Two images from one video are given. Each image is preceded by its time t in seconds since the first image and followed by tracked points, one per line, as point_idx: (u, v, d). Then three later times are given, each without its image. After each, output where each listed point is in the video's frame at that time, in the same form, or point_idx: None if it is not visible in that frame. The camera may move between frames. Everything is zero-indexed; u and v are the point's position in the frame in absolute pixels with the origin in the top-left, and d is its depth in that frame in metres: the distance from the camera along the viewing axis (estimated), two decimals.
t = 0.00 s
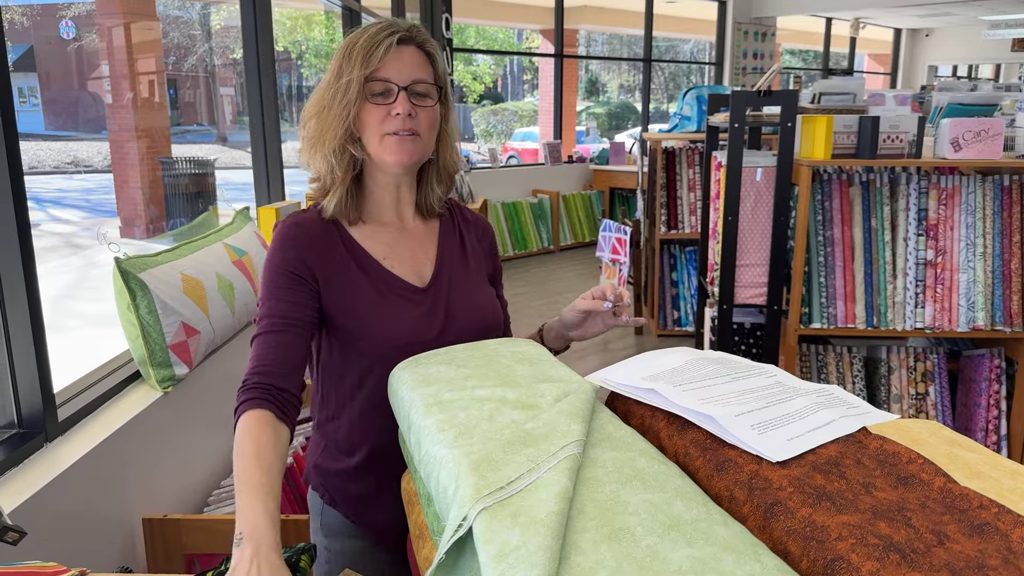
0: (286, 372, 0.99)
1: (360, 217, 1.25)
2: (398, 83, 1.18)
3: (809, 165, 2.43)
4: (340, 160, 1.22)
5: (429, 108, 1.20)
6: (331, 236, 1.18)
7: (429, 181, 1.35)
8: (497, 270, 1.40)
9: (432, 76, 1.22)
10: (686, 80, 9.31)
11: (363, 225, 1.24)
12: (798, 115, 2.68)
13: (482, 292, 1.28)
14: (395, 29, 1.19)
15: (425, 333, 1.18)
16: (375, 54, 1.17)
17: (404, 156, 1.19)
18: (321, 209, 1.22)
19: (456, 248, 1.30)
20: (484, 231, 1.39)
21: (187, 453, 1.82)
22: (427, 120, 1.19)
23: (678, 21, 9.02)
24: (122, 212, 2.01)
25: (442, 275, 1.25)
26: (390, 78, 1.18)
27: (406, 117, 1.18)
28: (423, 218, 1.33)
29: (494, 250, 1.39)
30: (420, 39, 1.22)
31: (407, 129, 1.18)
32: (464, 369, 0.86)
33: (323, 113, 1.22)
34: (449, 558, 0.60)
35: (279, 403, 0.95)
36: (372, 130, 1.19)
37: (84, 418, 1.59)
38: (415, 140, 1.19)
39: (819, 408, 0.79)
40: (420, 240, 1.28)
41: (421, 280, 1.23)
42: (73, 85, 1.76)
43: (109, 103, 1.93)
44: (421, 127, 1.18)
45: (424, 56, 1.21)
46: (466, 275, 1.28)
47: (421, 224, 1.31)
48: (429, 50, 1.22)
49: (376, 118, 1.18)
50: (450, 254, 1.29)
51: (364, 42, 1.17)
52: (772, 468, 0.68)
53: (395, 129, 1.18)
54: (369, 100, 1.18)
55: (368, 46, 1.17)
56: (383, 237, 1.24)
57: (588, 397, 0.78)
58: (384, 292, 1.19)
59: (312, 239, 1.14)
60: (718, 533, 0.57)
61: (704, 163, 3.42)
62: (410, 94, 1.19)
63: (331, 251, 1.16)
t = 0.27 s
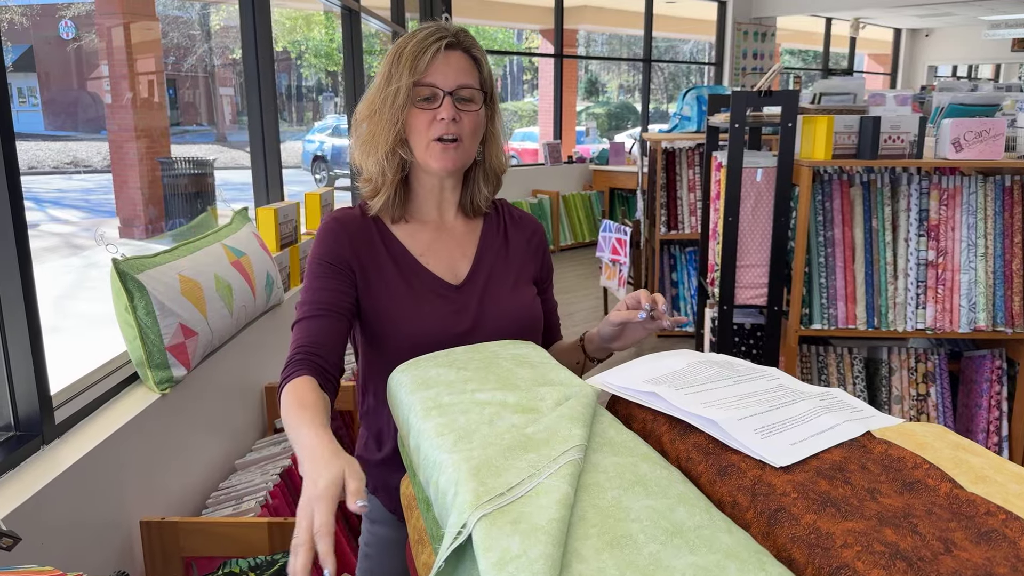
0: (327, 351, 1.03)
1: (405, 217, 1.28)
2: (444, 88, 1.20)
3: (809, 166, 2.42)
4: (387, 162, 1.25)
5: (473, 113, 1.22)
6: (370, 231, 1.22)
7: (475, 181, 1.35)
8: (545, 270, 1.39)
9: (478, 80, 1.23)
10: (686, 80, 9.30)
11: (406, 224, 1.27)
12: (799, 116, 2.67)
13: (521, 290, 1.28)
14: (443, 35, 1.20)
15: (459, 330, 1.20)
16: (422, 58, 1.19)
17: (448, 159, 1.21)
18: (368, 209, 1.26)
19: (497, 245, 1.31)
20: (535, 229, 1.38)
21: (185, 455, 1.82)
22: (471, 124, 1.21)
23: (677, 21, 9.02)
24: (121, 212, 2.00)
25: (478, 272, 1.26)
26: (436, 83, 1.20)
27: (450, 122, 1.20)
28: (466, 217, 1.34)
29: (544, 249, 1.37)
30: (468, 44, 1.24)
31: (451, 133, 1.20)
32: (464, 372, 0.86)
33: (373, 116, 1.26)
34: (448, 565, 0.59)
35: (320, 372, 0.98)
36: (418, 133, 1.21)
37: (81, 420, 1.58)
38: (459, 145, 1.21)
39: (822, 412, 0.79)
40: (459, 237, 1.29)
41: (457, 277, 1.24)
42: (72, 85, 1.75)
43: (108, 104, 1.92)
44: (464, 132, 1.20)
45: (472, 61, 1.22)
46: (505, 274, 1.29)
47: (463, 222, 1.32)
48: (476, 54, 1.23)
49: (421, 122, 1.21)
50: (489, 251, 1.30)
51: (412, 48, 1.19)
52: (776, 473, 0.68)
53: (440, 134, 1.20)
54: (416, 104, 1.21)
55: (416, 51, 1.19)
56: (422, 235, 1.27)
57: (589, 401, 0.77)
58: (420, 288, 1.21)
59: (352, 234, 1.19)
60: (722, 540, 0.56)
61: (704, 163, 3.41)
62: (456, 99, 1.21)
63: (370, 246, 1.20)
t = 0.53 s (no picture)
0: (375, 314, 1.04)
1: (433, 210, 1.29)
2: (471, 82, 1.21)
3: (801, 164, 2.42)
4: (416, 156, 1.27)
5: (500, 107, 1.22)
6: (399, 221, 1.22)
7: (502, 179, 1.38)
8: (570, 268, 1.39)
9: (505, 75, 1.23)
10: (675, 80, 9.31)
11: (433, 219, 1.28)
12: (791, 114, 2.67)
13: (545, 289, 1.29)
14: (472, 30, 1.21)
15: (485, 326, 1.20)
16: (449, 53, 1.20)
17: (473, 153, 1.22)
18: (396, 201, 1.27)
19: (522, 242, 1.32)
20: (560, 227, 1.38)
21: (174, 456, 1.79)
22: (497, 119, 1.21)
23: (666, 21, 9.03)
24: (109, 212, 1.97)
25: (504, 269, 1.26)
26: (463, 77, 1.20)
27: (476, 116, 1.20)
28: (493, 213, 1.36)
29: (570, 248, 1.37)
30: (495, 39, 1.24)
31: (476, 127, 1.20)
32: (462, 370, 0.84)
33: (402, 110, 1.27)
34: (450, 568, 0.57)
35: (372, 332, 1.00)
36: (443, 127, 1.22)
37: (68, 421, 1.55)
38: (485, 139, 1.22)
39: (828, 408, 0.77)
40: (484, 236, 1.30)
41: (483, 274, 1.25)
42: (58, 83, 1.72)
43: (96, 103, 1.89)
44: (490, 126, 1.21)
45: (499, 56, 1.23)
46: (530, 272, 1.29)
47: (489, 220, 1.33)
48: (504, 50, 1.24)
49: (447, 116, 1.21)
50: (515, 248, 1.30)
51: (440, 42, 1.20)
52: (784, 471, 0.66)
53: (466, 127, 1.20)
54: (442, 98, 1.22)
55: (444, 46, 1.20)
56: (448, 230, 1.27)
57: (590, 398, 0.75)
58: (448, 282, 1.22)
59: (384, 223, 1.20)
60: (732, 540, 0.55)
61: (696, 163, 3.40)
62: (482, 92, 1.21)
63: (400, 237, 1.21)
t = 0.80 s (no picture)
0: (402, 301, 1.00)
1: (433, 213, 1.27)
2: (459, 76, 1.20)
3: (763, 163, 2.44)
4: (409, 157, 1.25)
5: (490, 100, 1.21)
6: (405, 226, 1.20)
7: (495, 179, 1.41)
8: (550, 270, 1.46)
9: (491, 67, 1.23)
10: (636, 80, 9.37)
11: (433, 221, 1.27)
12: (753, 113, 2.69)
13: (538, 294, 1.33)
14: (455, 22, 1.21)
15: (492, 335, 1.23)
16: (434, 47, 1.20)
17: (465, 147, 1.20)
18: (396, 204, 1.24)
19: (515, 249, 1.35)
20: (540, 230, 1.44)
21: (131, 466, 1.72)
22: (489, 111, 1.19)
23: (626, 21, 9.08)
24: (60, 214, 1.89)
25: (504, 277, 1.29)
26: (450, 70, 1.20)
27: (467, 109, 1.18)
28: (485, 217, 1.37)
29: (548, 249, 1.44)
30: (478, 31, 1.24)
31: (467, 121, 1.18)
32: (431, 375, 0.81)
33: (389, 110, 1.26)
34: None
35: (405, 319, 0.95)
36: (432, 123, 1.21)
37: (17, 433, 1.47)
38: (478, 133, 1.20)
39: (801, 408, 0.76)
40: (479, 240, 1.32)
41: (484, 281, 1.27)
42: (6, 82, 1.64)
43: (46, 102, 1.81)
44: (482, 119, 1.18)
45: (484, 48, 1.22)
46: (525, 278, 1.33)
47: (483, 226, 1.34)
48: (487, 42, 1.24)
49: (436, 112, 1.20)
50: (509, 255, 1.33)
51: (424, 38, 1.20)
52: (760, 475, 0.65)
53: (457, 122, 1.19)
54: (429, 93, 1.21)
55: (428, 40, 1.19)
56: (448, 234, 1.27)
57: (564, 403, 0.73)
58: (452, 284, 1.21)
59: (392, 229, 1.17)
60: (712, 549, 0.53)
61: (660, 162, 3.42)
62: (471, 86, 1.21)
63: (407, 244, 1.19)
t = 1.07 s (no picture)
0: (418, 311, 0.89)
1: (416, 219, 1.20)
2: (435, 74, 1.14)
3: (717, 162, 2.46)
4: (387, 162, 1.17)
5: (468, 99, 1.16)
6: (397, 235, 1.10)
7: (471, 180, 1.39)
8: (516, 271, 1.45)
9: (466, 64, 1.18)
10: (586, 80, 9.40)
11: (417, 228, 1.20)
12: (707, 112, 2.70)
13: (513, 294, 1.31)
14: (427, 16, 1.13)
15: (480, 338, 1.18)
16: (406, 44, 1.12)
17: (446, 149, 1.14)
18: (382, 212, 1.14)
19: (490, 252, 1.32)
20: (506, 230, 1.43)
21: (69, 482, 1.62)
22: (469, 110, 1.14)
23: (577, 21, 9.11)
24: None
25: (485, 282, 1.25)
26: (426, 69, 1.13)
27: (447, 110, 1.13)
28: (460, 223, 1.33)
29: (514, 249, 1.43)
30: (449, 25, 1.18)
31: (447, 122, 1.13)
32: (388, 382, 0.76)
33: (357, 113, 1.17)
34: None
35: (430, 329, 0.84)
36: (410, 126, 1.14)
37: None
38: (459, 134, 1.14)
39: (769, 409, 0.75)
40: (456, 244, 1.27)
41: (465, 290, 1.23)
42: None
43: None
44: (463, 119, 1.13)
45: (458, 44, 1.17)
46: (503, 281, 1.30)
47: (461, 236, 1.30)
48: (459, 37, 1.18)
49: (413, 114, 1.14)
50: (486, 258, 1.29)
51: (396, 34, 1.12)
52: (732, 479, 0.63)
53: (438, 124, 1.13)
54: (405, 94, 1.14)
55: (399, 38, 1.12)
56: (428, 242, 1.21)
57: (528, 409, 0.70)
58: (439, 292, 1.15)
59: (385, 236, 1.07)
60: (687, 561, 0.51)
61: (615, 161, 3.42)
62: (448, 85, 1.15)
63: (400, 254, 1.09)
